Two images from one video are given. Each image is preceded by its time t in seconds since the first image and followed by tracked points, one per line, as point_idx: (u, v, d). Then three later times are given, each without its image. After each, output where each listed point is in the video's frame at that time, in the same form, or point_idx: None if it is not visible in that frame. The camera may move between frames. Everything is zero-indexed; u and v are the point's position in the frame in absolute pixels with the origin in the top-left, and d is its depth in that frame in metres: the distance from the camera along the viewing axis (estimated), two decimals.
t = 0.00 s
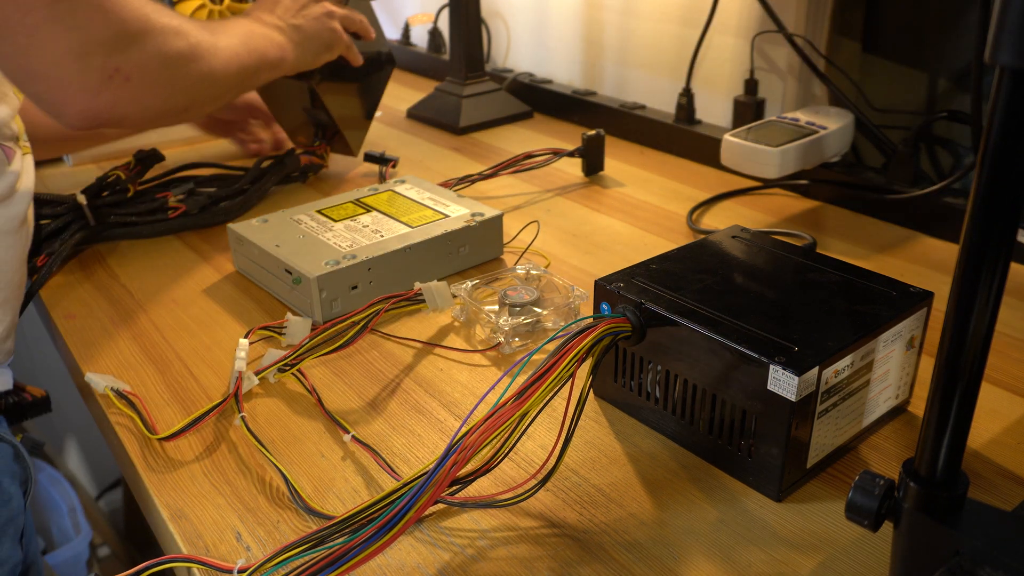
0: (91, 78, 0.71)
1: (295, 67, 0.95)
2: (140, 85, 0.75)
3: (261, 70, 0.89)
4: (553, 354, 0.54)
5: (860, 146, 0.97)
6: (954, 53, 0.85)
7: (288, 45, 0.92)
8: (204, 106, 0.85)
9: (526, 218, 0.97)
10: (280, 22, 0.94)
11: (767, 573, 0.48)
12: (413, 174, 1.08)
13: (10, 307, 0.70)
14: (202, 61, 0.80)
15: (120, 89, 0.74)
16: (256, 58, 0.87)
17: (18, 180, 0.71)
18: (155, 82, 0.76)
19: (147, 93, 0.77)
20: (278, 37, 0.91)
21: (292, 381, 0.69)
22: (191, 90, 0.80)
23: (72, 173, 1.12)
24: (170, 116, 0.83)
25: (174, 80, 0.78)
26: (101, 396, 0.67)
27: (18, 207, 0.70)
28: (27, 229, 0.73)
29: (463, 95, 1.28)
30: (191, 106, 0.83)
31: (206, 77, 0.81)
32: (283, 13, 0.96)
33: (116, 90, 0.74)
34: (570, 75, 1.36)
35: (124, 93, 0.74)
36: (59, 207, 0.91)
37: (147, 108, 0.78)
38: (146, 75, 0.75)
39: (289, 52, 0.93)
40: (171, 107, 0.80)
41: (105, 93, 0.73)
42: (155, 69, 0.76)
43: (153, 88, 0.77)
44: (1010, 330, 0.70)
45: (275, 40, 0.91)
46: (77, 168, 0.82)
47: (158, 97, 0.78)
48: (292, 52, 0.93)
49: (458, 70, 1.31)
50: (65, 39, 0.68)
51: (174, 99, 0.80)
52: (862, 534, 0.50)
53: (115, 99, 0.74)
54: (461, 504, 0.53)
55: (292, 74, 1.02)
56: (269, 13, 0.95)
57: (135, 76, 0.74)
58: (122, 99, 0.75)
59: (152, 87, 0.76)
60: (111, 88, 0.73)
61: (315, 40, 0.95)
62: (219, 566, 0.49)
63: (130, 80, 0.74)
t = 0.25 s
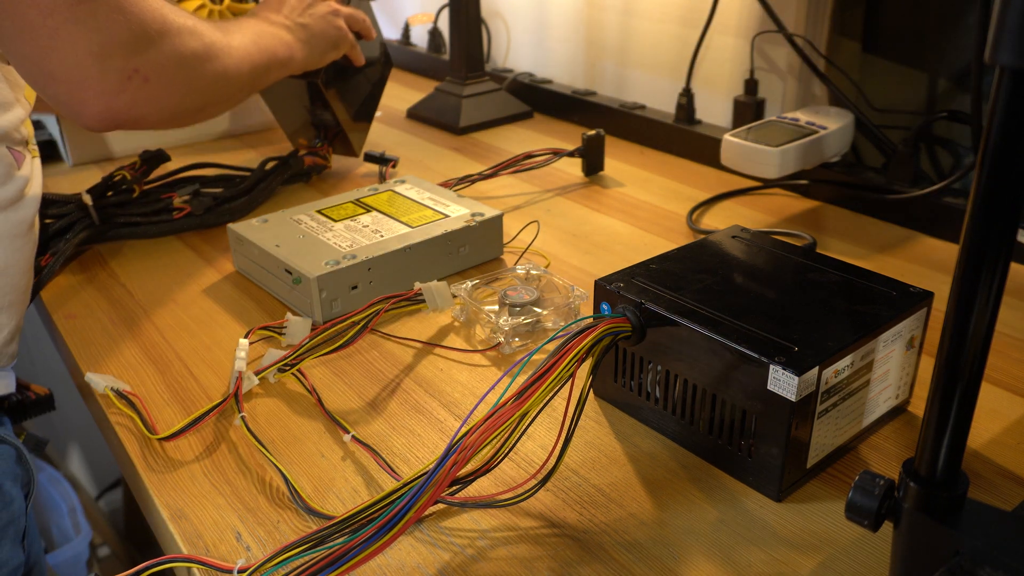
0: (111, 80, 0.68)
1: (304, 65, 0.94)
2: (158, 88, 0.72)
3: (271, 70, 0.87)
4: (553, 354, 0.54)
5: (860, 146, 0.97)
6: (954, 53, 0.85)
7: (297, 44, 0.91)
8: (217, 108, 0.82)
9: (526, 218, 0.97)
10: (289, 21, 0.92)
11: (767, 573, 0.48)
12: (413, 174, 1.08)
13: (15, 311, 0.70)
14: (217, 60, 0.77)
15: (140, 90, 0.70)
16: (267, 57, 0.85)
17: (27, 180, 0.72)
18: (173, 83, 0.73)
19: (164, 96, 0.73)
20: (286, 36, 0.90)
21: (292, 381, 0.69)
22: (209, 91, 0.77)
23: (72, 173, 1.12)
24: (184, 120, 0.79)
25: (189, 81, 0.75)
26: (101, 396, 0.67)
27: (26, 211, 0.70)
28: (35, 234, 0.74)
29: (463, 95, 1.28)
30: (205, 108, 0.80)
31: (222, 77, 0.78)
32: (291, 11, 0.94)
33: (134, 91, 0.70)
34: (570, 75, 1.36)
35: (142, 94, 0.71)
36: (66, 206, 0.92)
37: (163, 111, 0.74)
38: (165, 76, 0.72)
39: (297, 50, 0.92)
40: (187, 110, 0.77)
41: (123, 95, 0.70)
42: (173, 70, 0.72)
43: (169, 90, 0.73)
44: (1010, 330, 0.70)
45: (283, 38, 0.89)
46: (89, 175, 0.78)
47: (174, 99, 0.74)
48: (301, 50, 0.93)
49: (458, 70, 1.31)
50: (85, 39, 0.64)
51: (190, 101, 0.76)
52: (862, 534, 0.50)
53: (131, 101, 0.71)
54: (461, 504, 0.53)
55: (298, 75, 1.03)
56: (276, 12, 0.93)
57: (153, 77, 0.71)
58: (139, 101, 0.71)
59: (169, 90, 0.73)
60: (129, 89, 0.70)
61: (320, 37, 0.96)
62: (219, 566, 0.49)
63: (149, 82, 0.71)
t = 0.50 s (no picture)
0: (115, 79, 0.68)
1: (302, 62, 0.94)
2: (162, 87, 0.72)
3: (270, 68, 0.87)
4: (553, 354, 0.54)
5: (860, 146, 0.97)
6: (954, 53, 0.85)
7: (294, 41, 0.92)
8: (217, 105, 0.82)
9: (526, 218, 0.97)
10: (286, 19, 0.93)
11: (767, 573, 0.48)
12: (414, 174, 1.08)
13: (13, 311, 0.70)
14: (219, 58, 0.77)
15: (145, 89, 0.70)
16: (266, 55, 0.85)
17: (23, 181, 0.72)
18: (179, 83, 0.73)
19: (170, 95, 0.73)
20: (284, 33, 0.90)
21: (292, 381, 0.69)
22: (212, 88, 0.77)
23: (72, 173, 1.12)
24: (189, 117, 0.79)
25: (193, 79, 0.75)
26: (101, 396, 0.67)
27: (24, 210, 0.70)
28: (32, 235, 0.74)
29: (463, 95, 1.28)
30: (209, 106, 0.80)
31: (223, 74, 0.78)
32: (287, 9, 0.94)
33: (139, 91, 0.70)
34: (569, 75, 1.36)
35: (147, 94, 0.71)
36: (66, 207, 0.90)
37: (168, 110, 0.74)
38: (169, 76, 0.72)
39: (295, 48, 0.92)
40: (191, 108, 0.77)
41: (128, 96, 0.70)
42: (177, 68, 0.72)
43: (174, 89, 0.73)
44: (1010, 330, 0.70)
45: (281, 36, 0.89)
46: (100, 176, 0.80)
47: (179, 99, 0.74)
48: (299, 47, 0.93)
49: (458, 70, 1.31)
50: (90, 40, 0.64)
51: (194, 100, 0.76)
52: (862, 534, 0.50)
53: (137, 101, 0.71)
54: (461, 504, 0.53)
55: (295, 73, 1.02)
56: (273, 9, 0.93)
57: (159, 77, 0.71)
58: (143, 102, 0.71)
59: (174, 89, 0.73)
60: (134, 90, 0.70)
61: (318, 35, 0.96)
62: (219, 566, 0.49)
63: (154, 82, 0.71)
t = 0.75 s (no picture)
0: (112, 77, 0.68)
1: (295, 53, 0.93)
2: (160, 85, 0.72)
3: (263, 60, 0.86)
4: (553, 354, 0.54)
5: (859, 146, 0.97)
6: (954, 53, 0.85)
7: (286, 32, 0.91)
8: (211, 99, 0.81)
9: (526, 218, 0.97)
10: (277, 11, 0.93)
11: (767, 573, 0.48)
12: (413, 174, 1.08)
13: (6, 312, 0.70)
14: (214, 54, 0.77)
15: (142, 86, 0.70)
16: (259, 47, 0.84)
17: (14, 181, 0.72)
18: (176, 81, 0.73)
19: (167, 92, 0.73)
20: (276, 25, 0.90)
21: (292, 381, 0.69)
22: (208, 84, 0.77)
23: (72, 173, 1.12)
24: (184, 113, 0.79)
25: (189, 77, 0.75)
26: (101, 396, 0.67)
27: (15, 211, 0.70)
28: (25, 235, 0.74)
29: (463, 95, 1.28)
30: (205, 101, 0.80)
31: (219, 69, 0.77)
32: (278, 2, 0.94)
33: (136, 89, 0.70)
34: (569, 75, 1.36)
35: (144, 92, 0.71)
36: (67, 205, 0.91)
37: (164, 107, 0.74)
38: (166, 73, 0.72)
39: (287, 39, 0.91)
40: (187, 104, 0.77)
41: (125, 94, 0.70)
42: (174, 66, 0.72)
43: (171, 87, 0.73)
44: (1009, 330, 0.70)
45: (272, 27, 0.88)
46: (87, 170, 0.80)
47: (176, 96, 0.74)
48: (291, 38, 0.92)
49: (458, 70, 1.31)
50: (87, 38, 0.64)
51: (190, 96, 0.76)
52: (862, 534, 0.50)
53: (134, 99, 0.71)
54: (461, 504, 0.53)
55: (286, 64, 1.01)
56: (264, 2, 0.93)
57: (156, 75, 0.71)
58: (140, 99, 0.71)
59: (171, 86, 0.73)
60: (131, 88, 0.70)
61: (309, 28, 0.95)
62: (219, 566, 0.49)
63: (151, 79, 0.71)
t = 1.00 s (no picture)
0: (111, 79, 0.68)
1: (294, 54, 0.93)
2: (159, 86, 0.72)
3: (263, 61, 0.86)
4: (553, 354, 0.54)
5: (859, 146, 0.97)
6: (954, 53, 0.85)
7: (286, 33, 0.91)
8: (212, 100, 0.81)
9: (526, 218, 0.97)
10: (277, 12, 0.92)
11: (767, 573, 0.48)
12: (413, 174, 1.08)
13: None
14: (215, 54, 0.76)
15: (141, 87, 0.70)
16: (259, 49, 0.84)
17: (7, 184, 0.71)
18: (175, 82, 0.73)
19: (167, 93, 0.73)
20: (276, 26, 0.89)
21: (292, 381, 0.69)
22: (209, 85, 0.77)
23: (72, 173, 1.12)
24: (186, 114, 0.79)
25: (190, 78, 0.74)
26: (101, 396, 0.67)
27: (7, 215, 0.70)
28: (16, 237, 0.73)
29: (463, 95, 1.28)
30: (207, 103, 0.80)
31: (218, 69, 0.77)
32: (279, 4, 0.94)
33: (135, 90, 0.70)
34: (569, 75, 1.36)
35: (144, 93, 0.71)
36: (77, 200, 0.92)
37: (165, 108, 0.74)
38: (165, 75, 0.72)
39: (287, 40, 0.91)
40: (189, 105, 0.77)
41: (124, 95, 0.70)
42: (173, 67, 0.72)
43: (171, 89, 0.73)
44: (1009, 330, 0.70)
45: (273, 28, 0.88)
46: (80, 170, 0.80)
47: (176, 97, 0.74)
48: (292, 39, 0.92)
49: (458, 70, 1.31)
50: (84, 40, 0.64)
51: (190, 97, 0.76)
52: (862, 534, 0.50)
53: (134, 101, 0.71)
54: (461, 504, 0.53)
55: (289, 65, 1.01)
56: (266, 4, 0.93)
57: (155, 76, 0.71)
58: (140, 101, 0.71)
59: (171, 87, 0.73)
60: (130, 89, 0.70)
61: (310, 28, 0.94)
62: (219, 566, 0.49)
63: (150, 81, 0.71)
